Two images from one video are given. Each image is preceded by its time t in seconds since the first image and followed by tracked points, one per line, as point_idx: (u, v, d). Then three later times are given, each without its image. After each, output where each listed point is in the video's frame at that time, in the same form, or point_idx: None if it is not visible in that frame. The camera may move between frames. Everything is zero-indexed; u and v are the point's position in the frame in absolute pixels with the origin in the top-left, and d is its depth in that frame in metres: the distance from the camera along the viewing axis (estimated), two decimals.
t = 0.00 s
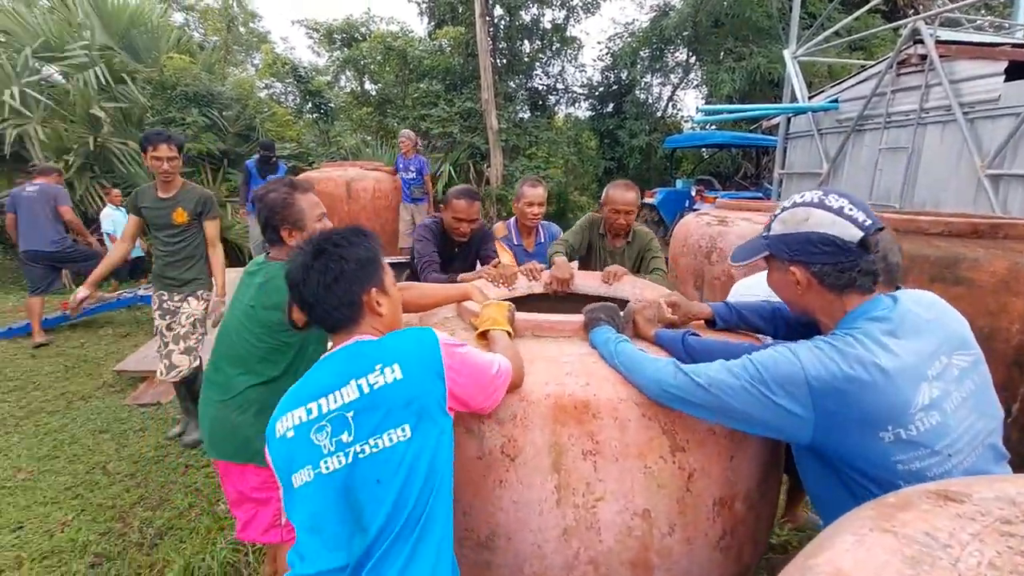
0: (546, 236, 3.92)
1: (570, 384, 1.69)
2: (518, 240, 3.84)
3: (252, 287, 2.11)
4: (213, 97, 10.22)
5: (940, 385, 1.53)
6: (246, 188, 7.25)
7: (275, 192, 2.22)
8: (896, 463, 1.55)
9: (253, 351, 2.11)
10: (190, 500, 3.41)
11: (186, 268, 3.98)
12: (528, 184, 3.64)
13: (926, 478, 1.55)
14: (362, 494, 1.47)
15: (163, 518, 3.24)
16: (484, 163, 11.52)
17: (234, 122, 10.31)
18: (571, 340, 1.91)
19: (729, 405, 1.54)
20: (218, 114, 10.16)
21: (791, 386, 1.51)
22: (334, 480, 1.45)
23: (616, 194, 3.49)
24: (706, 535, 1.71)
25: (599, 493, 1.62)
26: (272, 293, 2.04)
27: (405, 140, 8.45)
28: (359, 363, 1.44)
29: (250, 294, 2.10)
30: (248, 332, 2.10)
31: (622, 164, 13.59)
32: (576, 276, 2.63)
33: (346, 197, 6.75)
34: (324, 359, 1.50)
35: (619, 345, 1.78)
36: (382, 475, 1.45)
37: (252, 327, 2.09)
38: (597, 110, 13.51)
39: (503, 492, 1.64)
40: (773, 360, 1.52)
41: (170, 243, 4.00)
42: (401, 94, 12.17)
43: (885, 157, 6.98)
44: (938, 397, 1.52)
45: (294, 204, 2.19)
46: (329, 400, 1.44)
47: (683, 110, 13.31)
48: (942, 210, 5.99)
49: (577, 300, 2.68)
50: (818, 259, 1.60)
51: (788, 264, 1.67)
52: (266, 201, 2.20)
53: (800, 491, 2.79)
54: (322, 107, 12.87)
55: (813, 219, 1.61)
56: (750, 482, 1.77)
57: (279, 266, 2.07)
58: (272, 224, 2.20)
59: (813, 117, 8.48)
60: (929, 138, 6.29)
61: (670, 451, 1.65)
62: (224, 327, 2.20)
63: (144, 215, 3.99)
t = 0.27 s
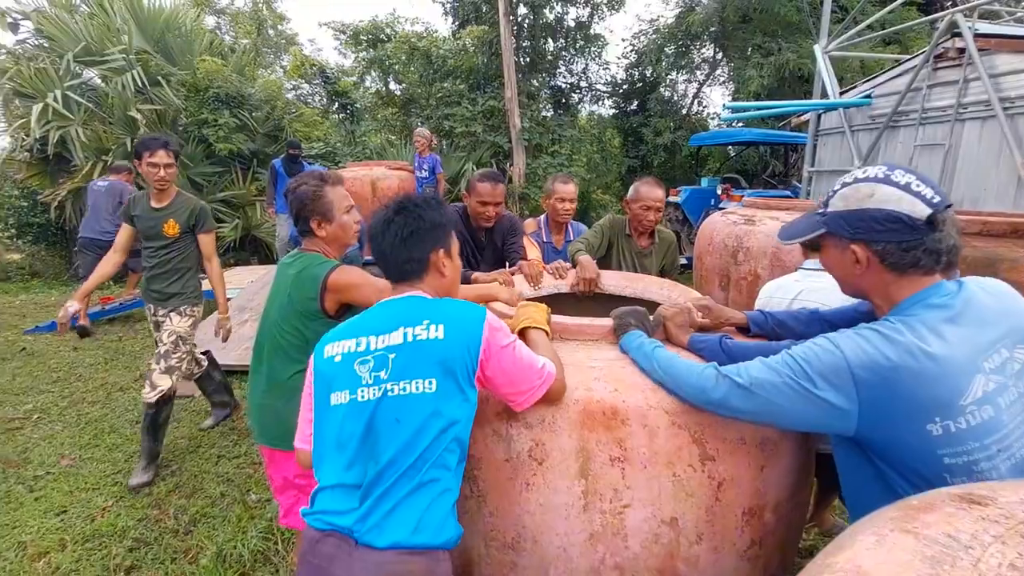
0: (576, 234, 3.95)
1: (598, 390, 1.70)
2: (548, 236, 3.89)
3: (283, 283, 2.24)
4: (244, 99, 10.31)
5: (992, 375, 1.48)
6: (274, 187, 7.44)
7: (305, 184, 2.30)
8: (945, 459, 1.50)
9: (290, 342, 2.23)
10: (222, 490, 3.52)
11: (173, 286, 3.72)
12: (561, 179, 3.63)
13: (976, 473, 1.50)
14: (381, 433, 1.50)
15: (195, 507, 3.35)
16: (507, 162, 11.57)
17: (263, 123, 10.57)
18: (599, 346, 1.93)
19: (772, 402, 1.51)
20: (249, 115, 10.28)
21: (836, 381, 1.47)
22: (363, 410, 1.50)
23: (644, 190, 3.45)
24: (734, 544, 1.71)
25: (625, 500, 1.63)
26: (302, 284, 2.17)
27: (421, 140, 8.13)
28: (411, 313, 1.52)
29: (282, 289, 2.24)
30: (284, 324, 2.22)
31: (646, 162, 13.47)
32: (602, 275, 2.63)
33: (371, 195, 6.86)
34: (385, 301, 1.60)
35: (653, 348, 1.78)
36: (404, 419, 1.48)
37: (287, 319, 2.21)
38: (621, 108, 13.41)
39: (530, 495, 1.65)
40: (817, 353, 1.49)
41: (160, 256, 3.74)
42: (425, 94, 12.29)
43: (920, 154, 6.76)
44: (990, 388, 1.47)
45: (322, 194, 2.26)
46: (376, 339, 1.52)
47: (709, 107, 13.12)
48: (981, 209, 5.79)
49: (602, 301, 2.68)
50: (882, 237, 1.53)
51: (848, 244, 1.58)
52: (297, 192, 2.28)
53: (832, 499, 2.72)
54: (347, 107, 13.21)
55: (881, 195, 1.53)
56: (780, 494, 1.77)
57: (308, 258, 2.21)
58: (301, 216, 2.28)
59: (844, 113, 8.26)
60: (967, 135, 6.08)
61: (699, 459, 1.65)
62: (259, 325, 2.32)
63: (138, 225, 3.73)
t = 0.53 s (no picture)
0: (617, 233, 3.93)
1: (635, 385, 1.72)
2: (587, 235, 3.85)
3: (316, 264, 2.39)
4: (282, 100, 10.65)
5: None
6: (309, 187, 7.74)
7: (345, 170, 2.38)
8: None
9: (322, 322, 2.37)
10: (261, 476, 3.67)
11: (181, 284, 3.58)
12: (607, 176, 3.65)
13: None
14: (439, 381, 1.62)
15: (236, 492, 3.50)
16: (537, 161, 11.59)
17: (299, 123, 10.86)
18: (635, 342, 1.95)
19: (851, 380, 1.41)
20: (286, 116, 10.60)
21: (922, 357, 1.37)
22: (429, 355, 1.63)
23: (696, 193, 3.48)
24: (769, 543, 1.70)
25: (660, 494, 1.64)
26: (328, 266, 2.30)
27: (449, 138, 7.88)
28: (489, 280, 1.67)
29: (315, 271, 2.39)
30: (316, 304, 2.37)
31: (677, 161, 13.29)
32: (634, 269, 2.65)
33: (404, 193, 7.00)
34: (468, 266, 1.75)
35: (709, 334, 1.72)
36: (461, 371, 1.60)
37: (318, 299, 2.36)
38: (653, 106, 13.25)
39: (564, 487, 1.68)
40: (899, 328, 1.40)
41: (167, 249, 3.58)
42: (456, 93, 12.41)
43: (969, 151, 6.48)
44: None
45: (359, 180, 2.34)
46: (453, 296, 1.67)
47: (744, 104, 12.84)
48: None
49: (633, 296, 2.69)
50: (993, 208, 1.38)
51: (952, 218, 1.44)
52: (337, 177, 2.38)
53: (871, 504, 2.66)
54: (380, 107, 13.32)
55: (989, 162, 1.40)
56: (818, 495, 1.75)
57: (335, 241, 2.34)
58: (341, 202, 2.37)
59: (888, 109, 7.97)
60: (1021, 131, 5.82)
61: (734, 457, 1.66)
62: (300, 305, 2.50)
63: (144, 217, 3.57)
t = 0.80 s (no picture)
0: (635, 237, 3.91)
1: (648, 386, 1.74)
2: (605, 236, 3.88)
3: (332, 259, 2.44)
4: (298, 100, 10.78)
5: None
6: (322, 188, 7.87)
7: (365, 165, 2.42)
8: None
9: (334, 316, 2.42)
10: (274, 471, 3.73)
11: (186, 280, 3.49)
12: (628, 180, 3.66)
13: None
14: (469, 373, 1.65)
15: (249, 486, 3.55)
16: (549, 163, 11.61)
17: (314, 123, 10.98)
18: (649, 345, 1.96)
19: (896, 388, 1.40)
20: (301, 116, 10.73)
21: (971, 363, 1.34)
22: (459, 347, 1.66)
23: (727, 209, 3.39)
24: (779, 546, 1.71)
25: (670, 495, 1.65)
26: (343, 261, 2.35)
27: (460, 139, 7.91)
28: (516, 277, 1.72)
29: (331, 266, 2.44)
30: (330, 298, 2.42)
31: (689, 164, 13.25)
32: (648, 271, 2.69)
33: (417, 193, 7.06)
34: (498, 264, 1.80)
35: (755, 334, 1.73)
36: (490, 364, 1.63)
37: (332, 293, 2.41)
38: (666, 109, 13.21)
39: (575, 486, 1.69)
40: (946, 332, 1.37)
41: (165, 249, 3.48)
42: (469, 95, 12.48)
43: (987, 157, 6.40)
44: None
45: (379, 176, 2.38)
46: (483, 291, 1.71)
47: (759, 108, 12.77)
48: None
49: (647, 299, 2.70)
50: None
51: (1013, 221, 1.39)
52: (357, 171, 2.42)
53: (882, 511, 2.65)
54: (394, 107, 13.60)
55: None
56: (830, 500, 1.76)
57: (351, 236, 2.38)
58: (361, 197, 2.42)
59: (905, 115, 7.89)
60: None
61: (745, 460, 1.67)
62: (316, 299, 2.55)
63: (131, 218, 3.40)
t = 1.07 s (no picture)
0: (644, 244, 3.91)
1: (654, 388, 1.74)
2: (613, 241, 3.88)
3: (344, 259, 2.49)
4: (309, 104, 10.90)
5: None
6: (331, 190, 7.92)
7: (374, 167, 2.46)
8: None
9: (341, 316, 2.46)
10: (280, 470, 3.75)
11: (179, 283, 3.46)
12: (638, 186, 3.66)
13: None
14: (455, 376, 1.66)
15: (256, 484, 3.58)
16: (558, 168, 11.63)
17: (325, 127, 11.08)
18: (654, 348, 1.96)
19: (918, 396, 1.41)
20: (313, 119, 10.85)
21: (995, 377, 1.34)
22: (445, 350, 1.68)
23: (735, 219, 3.39)
24: (784, 553, 1.70)
25: (676, 498, 1.65)
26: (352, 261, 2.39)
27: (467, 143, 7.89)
28: (506, 280, 1.72)
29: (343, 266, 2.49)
30: (338, 298, 2.46)
31: (699, 171, 13.21)
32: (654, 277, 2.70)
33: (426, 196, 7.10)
34: (488, 268, 1.81)
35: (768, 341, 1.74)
36: (474, 367, 1.64)
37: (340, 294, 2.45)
38: (675, 115, 13.14)
39: (580, 487, 1.70)
40: (967, 347, 1.37)
41: (153, 253, 3.38)
42: (479, 100, 12.54)
43: (1001, 166, 6.34)
44: None
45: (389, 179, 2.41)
46: (471, 294, 1.73)
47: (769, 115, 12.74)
48: None
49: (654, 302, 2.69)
50: None
51: None
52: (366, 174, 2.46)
53: (891, 521, 2.62)
54: (403, 112, 13.61)
55: None
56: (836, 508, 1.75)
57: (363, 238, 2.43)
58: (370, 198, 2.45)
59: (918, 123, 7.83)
60: None
61: (751, 464, 1.67)
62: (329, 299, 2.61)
63: (109, 223, 3.22)
